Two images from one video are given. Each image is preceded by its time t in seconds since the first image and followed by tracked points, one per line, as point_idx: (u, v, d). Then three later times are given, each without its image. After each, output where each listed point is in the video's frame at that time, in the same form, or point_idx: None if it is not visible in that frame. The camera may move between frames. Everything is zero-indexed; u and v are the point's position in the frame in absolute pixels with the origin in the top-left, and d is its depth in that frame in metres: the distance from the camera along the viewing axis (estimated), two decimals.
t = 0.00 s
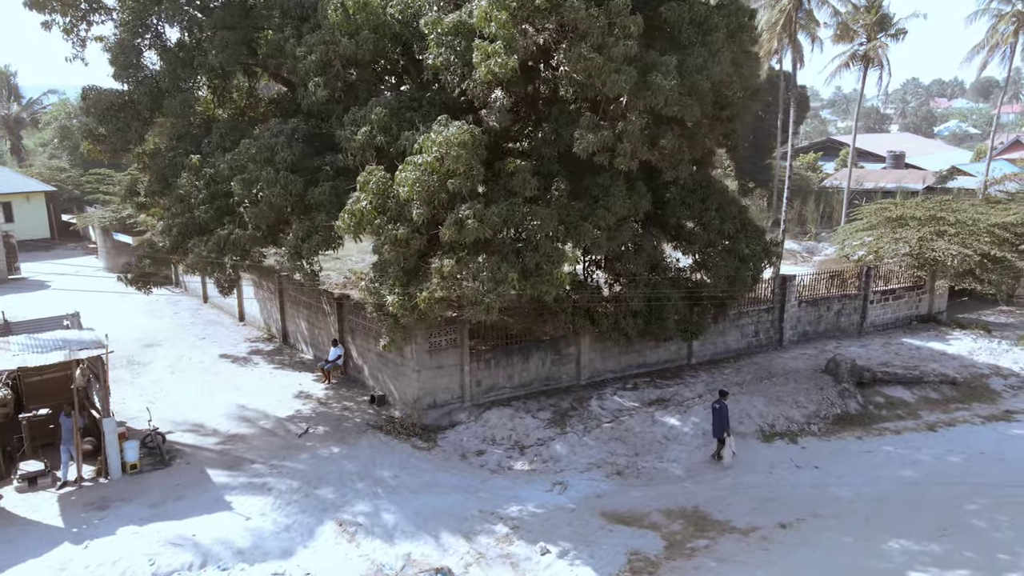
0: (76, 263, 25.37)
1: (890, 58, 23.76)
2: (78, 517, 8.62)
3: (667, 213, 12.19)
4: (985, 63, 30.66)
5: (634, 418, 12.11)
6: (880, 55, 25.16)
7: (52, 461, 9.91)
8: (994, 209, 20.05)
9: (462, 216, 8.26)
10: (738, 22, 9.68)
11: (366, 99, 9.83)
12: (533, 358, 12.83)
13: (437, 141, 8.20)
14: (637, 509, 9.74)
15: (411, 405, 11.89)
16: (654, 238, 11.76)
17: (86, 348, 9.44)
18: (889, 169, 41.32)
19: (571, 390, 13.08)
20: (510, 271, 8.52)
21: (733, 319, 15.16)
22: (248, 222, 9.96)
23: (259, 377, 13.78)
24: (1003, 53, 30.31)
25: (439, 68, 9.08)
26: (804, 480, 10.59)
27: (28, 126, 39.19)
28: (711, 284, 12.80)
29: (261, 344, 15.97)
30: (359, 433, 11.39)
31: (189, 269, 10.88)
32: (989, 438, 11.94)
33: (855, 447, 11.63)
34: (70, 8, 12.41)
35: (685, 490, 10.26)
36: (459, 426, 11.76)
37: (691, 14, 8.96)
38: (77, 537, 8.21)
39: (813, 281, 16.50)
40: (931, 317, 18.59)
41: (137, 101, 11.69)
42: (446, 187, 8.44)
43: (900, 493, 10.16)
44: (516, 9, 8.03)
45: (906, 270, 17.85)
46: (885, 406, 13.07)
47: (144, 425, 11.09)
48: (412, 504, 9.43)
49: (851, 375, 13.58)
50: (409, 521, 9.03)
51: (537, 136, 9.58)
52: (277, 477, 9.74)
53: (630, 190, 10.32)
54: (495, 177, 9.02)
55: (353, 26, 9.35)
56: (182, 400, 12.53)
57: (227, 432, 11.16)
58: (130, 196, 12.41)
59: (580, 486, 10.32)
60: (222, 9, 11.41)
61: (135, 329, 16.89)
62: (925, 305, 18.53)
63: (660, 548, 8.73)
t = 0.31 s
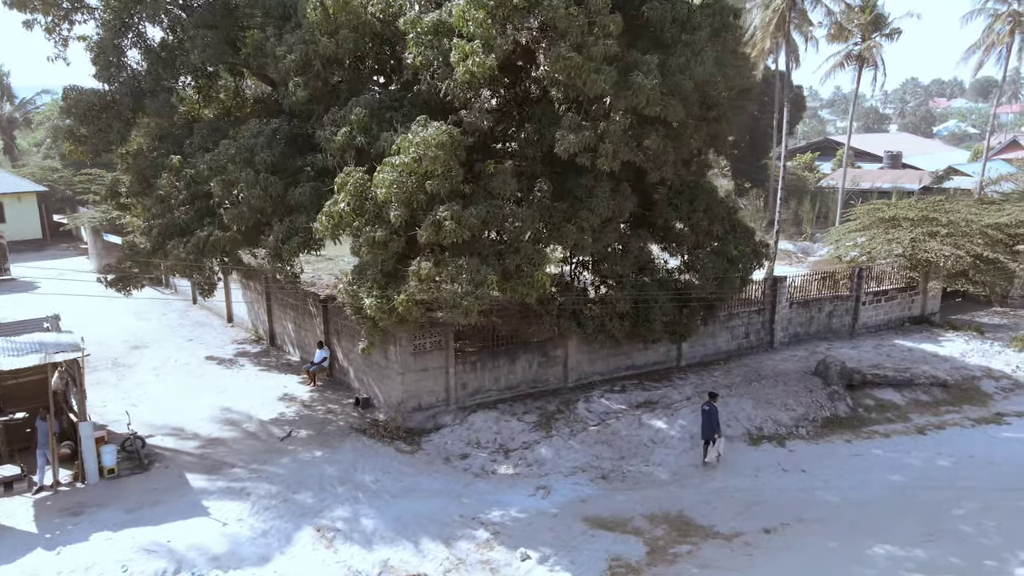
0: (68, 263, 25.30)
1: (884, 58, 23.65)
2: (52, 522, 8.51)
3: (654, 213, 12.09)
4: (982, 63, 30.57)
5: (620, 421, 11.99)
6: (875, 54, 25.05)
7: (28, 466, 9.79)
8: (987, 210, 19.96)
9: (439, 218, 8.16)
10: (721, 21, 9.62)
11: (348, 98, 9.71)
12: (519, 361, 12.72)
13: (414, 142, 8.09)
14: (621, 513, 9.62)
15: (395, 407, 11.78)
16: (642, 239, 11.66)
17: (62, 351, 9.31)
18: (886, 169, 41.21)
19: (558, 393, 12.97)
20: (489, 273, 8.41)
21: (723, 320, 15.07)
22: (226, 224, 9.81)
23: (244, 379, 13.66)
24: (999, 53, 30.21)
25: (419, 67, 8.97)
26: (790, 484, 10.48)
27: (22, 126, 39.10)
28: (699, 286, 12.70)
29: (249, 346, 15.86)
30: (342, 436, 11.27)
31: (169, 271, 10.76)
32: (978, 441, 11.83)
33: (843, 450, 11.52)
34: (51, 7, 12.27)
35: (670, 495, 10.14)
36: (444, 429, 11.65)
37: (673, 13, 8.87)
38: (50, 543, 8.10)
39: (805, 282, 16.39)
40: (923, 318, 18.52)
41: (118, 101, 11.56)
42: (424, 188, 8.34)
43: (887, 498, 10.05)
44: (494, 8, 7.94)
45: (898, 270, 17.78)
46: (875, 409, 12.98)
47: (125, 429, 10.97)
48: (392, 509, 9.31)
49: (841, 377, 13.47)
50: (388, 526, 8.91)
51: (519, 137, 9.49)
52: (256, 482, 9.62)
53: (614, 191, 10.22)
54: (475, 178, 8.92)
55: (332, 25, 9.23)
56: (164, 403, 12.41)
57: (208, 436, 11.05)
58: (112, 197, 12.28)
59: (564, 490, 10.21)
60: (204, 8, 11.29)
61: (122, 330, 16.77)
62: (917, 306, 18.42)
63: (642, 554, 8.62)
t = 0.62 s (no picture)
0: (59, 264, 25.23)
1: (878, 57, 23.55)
2: (26, 528, 8.40)
3: (641, 214, 11.99)
4: (977, 63, 30.47)
5: (607, 424, 11.88)
6: (869, 54, 24.96)
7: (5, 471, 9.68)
8: (981, 211, 19.85)
9: (416, 219, 8.07)
10: (704, 20, 9.53)
11: (329, 98, 9.55)
12: (506, 363, 12.62)
13: (391, 143, 8.00)
14: (604, 518, 9.52)
15: (380, 410, 11.67)
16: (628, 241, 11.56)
17: (37, 354, 9.20)
18: (883, 169, 41.10)
19: (545, 396, 12.87)
20: (468, 275, 8.31)
21: (713, 322, 14.98)
22: (205, 225, 9.66)
23: (229, 382, 13.55)
24: (995, 53, 30.10)
25: (399, 67, 8.86)
26: (777, 488, 10.37)
27: (15, 126, 39.01)
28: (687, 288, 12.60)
29: (236, 347, 15.75)
30: (325, 439, 11.15)
31: (149, 272, 10.63)
32: (968, 444, 11.72)
33: (831, 454, 11.42)
34: (33, 6, 12.17)
35: (654, 499, 10.04)
36: (428, 433, 11.54)
37: (655, 12, 8.77)
38: (22, 549, 7.99)
39: (796, 283, 16.28)
40: (916, 319, 18.42)
41: (99, 102, 11.45)
42: (402, 190, 8.25)
43: (874, 502, 9.94)
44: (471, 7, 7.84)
45: (891, 271, 17.68)
46: (865, 411, 12.88)
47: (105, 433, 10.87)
48: (372, 514, 9.20)
49: (830, 379, 13.37)
50: (367, 532, 8.80)
51: (501, 137, 9.39)
52: (236, 486, 9.51)
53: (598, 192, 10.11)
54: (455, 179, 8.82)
55: (311, 25, 9.06)
56: (148, 406, 12.30)
57: (189, 439, 10.95)
58: (94, 198, 12.17)
59: (548, 494, 10.10)
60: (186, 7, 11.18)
61: (109, 332, 16.66)
62: (910, 307, 18.32)
63: (623, 560, 8.51)
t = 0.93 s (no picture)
0: (52, 265, 25.14)
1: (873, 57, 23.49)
2: (5, 532, 8.31)
3: (632, 215, 11.92)
4: (974, 63, 30.37)
5: (596, 427, 11.80)
6: (865, 54, 24.90)
7: None
8: (976, 211, 19.78)
9: (399, 221, 7.99)
10: (691, 20, 9.47)
11: (313, 98, 9.43)
12: (495, 365, 12.54)
13: (374, 143, 7.91)
14: (591, 522, 9.43)
15: (368, 413, 11.60)
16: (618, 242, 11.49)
17: (18, 357, 9.11)
18: (880, 169, 41.02)
19: (535, 398, 12.80)
20: (452, 277, 8.24)
21: (705, 323, 14.91)
22: (191, 227, 9.56)
23: (218, 384, 13.46)
24: (992, 52, 30.01)
25: (383, 66, 8.76)
26: (767, 491, 10.28)
27: (10, 126, 38.91)
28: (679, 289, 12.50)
29: (226, 349, 15.66)
30: (312, 442, 11.06)
31: (134, 273, 10.54)
32: (960, 447, 11.64)
33: (821, 456, 11.34)
34: (18, 6, 12.07)
35: (643, 502, 9.96)
36: (416, 435, 11.46)
37: (642, 11, 8.69)
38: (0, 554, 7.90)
39: (789, 284, 16.20)
40: (910, 320, 18.35)
41: (84, 102, 11.34)
42: (385, 191, 8.17)
43: (864, 506, 9.86)
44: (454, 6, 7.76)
45: (885, 272, 17.60)
46: (857, 413, 12.81)
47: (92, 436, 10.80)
48: (356, 518, 9.10)
49: (822, 381, 13.30)
50: (352, 536, 8.71)
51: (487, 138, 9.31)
52: (220, 490, 9.42)
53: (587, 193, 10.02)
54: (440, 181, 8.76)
55: (295, 24, 8.96)
56: (134, 408, 12.21)
57: (175, 442, 10.86)
58: (80, 199, 12.06)
59: (535, 498, 10.02)
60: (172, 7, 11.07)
61: (99, 333, 16.54)
62: (904, 308, 18.25)
63: (609, 564, 8.43)
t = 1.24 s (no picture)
0: (43, 266, 25.03)
1: (867, 57, 23.38)
2: None
3: (618, 216, 11.83)
4: (970, 63, 30.25)
5: (582, 430, 11.70)
6: (859, 54, 24.79)
7: None
8: (969, 212, 19.69)
9: (375, 224, 7.88)
10: (674, 19, 9.39)
11: (293, 97, 9.27)
12: (481, 367, 12.44)
13: (350, 145, 7.80)
14: (573, 527, 9.32)
15: (351, 416, 11.50)
16: (604, 244, 11.39)
17: None
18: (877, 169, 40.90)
19: (521, 401, 12.70)
20: (430, 280, 8.13)
21: (695, 325, 14.81)
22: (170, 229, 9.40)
23: (202, 386, 13.35)
24: (988, 52, 29.88)
25: (362, 66, 8.63)
26: (752, 495, 10.17)
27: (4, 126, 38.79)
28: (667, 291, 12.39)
29: (212, 351, 15.54)
30: (294, 445, 10.96)
31: (110, 275, 10.38)
32: (949, 450, 11.54)
33: (809, 460, 11.24)
34: None
35: (627, 507, 9.85)
36: (400, 439, 11.36)
37: (623, 10, 8.58)
38: None
39: (780, 285, 16.09)
40: (903, 322, 18.24)
41: (64, 103, 11.19)
42: (362, 193, 8.06)
43: (850, 511, 9.74)
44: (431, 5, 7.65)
45: (877, 273, 17.49)
46: (846, 416, 12.70)
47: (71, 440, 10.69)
48: (335, 523, 8.99)
49: (811, 384, 13.20)
50: (329, 541, 8.59)
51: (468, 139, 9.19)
52: (197, 495, 9.32)
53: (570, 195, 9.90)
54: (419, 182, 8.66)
55: (272, 23, 8.76)
56: (117, 412, 12.10)
57: (155, 446, 10.76)
58: (61, 200, 11.93)
59: (518, 502, 9.91)
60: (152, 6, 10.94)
61: (85, 335, 16.41)
62: (897, 310, 18.14)
63: (590, 571, 8.31)
